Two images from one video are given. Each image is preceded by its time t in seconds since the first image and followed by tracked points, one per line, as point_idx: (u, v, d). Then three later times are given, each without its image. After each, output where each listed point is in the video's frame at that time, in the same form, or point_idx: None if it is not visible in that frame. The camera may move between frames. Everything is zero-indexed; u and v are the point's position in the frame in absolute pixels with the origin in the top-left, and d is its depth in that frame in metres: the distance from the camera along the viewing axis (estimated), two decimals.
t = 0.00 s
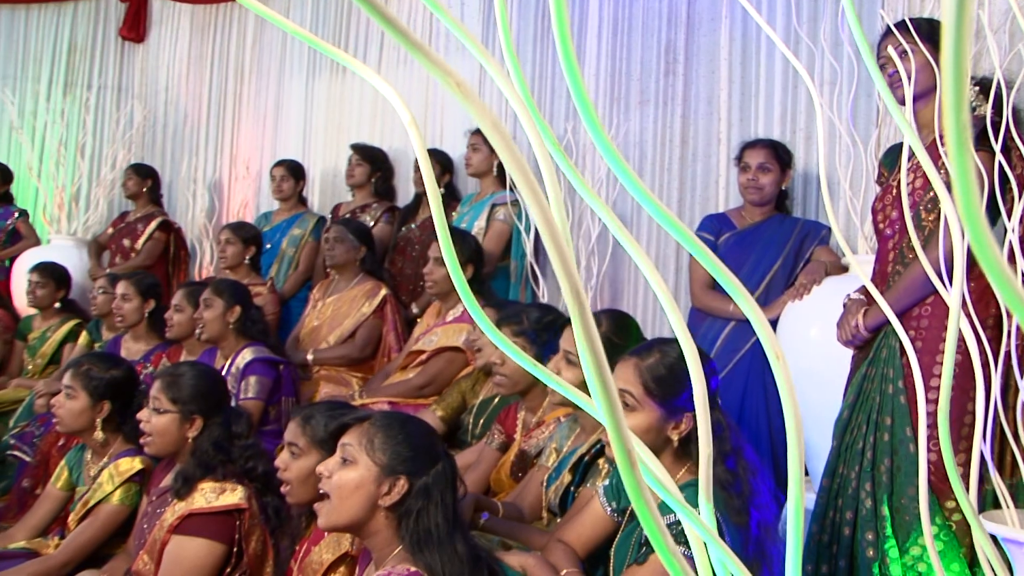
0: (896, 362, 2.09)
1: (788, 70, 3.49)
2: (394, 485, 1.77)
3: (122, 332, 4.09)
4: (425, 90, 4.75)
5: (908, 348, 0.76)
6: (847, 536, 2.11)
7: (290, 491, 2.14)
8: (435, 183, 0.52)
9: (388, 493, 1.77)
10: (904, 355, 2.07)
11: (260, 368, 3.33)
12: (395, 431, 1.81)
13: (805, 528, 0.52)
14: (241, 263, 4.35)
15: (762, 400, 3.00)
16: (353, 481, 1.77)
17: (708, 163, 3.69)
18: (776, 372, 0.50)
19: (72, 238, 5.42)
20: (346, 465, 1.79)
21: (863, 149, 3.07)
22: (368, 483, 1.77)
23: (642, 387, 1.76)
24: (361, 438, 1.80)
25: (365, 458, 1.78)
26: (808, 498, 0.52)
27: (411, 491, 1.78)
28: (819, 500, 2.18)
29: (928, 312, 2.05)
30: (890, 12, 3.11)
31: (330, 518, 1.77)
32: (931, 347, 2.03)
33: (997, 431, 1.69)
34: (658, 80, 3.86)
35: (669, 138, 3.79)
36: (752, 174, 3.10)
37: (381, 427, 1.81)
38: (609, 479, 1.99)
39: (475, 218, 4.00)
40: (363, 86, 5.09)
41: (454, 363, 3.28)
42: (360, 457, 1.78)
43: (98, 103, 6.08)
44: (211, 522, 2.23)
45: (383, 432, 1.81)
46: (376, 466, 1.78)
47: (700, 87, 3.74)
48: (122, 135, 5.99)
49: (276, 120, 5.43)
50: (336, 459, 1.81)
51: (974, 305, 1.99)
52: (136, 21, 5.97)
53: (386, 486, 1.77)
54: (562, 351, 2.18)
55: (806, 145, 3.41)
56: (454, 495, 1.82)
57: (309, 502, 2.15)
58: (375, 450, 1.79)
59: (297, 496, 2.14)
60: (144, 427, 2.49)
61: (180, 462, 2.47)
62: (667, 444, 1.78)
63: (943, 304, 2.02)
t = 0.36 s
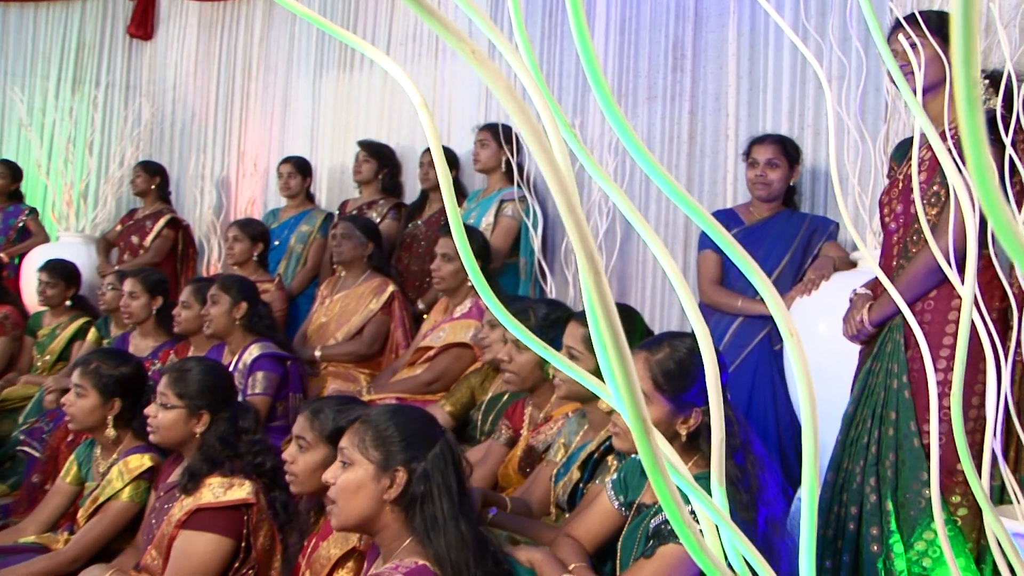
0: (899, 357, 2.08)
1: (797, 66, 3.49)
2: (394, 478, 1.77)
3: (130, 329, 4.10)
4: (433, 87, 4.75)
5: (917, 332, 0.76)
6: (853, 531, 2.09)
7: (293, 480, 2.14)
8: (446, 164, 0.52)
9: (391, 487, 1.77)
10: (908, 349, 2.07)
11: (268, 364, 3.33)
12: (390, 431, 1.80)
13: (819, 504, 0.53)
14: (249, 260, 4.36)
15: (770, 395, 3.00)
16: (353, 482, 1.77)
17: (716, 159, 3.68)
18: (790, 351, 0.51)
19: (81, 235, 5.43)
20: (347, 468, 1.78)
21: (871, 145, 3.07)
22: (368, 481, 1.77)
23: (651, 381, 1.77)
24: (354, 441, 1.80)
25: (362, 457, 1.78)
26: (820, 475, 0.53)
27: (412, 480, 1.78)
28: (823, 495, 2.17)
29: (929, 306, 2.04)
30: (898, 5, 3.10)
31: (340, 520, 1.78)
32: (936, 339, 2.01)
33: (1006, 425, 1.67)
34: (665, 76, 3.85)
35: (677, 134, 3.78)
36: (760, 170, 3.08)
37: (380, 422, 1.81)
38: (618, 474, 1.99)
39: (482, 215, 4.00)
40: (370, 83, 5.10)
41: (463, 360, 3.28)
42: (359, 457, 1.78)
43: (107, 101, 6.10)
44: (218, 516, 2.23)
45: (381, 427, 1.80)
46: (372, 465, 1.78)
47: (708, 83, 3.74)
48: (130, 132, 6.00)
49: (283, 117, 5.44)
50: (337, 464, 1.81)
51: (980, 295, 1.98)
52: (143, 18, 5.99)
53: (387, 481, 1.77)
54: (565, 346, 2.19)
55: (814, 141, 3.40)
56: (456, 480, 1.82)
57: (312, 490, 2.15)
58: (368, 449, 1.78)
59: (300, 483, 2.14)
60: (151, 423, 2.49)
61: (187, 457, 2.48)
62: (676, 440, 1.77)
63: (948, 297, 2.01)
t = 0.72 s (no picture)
0: (913, 354, 2.05)
1: (807, 63, 3.48)
2: (403, 473, 1.78)
3: (141, 326, 4.12)
4: (442, 84, 4.75)
5: (932, 326, 0.76)
6: (865, 530, 2.06)
7: (303, 471, 2.15)
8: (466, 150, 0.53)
9: (399, 482, 1.78)
10: (920, 345, 2.04)
11: (278, 360, 3.34)
12: (400, 425, 1.81)
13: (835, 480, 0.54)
14: (259, 257, 4.38)
15: (780, 392, 3.00)
16: (363, 473, 1.77)
17: (726, 156, 3.67)
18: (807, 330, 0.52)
19: (91, 233, 5.46)
20: (357, 461, 1.79)
21: (881, 141, 3.07)
22: (378, 475, 1.77)
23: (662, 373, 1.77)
24: (364, 434, 1.80)
25: (373, 450, 1.79)
26: (838, 453, 0.55)
27: (422, 476, 1.78)
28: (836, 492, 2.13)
29: (943, 304, 2.03)
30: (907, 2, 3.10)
31: (347, 508, 1.79)
32: (949, 335, 2.00)
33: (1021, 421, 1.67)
34: (675, 73, 3.85)
35: (687, 131, 3.78)
36: (769, 168, 3.08)
37: (391, 417, 1.81)
38: (629, 469, 2.00)
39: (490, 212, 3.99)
40: (380, 81, 5.11)
41: (472, 356, 3.30)
42: (369, 450, 1.79)
43: (118, 99, 6.13)
44: (229, 511, 2.24)
45: (390, 421, 1.81)
46: (383, 458, 1.78)
47: (718, 81, 3.73)
48: (141, 130, 6.01)
49: (293, 114, 5.46)
50: (347, 455, 1.82)
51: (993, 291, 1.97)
52: (154, 17, 6.01)
53: (396, 475, 1.77)
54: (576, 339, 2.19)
55: (825, 137, 3.40)
56: (465, 475, 1.82)
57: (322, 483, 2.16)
58: (380, 442, 1.79)
59: (309, 475, 2.15)
60: (164, 418, 2.49)
61: (198, 452, 2.49)
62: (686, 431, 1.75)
63: (961, 293, 2.00)
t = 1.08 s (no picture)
0: (929, 349, 2.03)
1: (819, 60, 3.47)
2: (409, 466, 1.79)
3: (153, 322, 4.14)
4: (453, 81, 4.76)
5: (949, 316, 0.76)
6: (880, 527, 2.04)
7: (317, 467, 2.15)
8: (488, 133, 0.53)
9: (405, 475, 1.79)
10: (937, 340, 2.02)
11: (290, 357, 3.35)
12: (409, 419, 1.82)
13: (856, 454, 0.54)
14: (271, 253, 4.39)
15: (792, 387, 2.99)
16: (370, 466, 1.79)
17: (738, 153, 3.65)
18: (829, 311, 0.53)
19: (104, 230, 5.48)
20: (366, 453, 1.81)
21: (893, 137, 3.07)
22: (383, 468, 1.79)
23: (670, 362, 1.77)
24: (374, 427, 1.82)
25: (380, 443, 1.81)
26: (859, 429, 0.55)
27: (426, 468, 1.79)
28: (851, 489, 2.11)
29: (961, 298, 2.02)
30: None
31: (357, 503, 1.80)
32: (968, 330, 1.98)
33: None
34: (686, 70, 3.84)
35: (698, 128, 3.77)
36: (783, 163, 3.07)
37: (402, 410, 1.83)
38: (642, 464, 2.00)
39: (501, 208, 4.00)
40: (391, 79, 5.12)
41: (484, 352, 3.30)
42: (377, 442, 1.81)
43: (130, 97, 6.15)
44: (241, 506, 2.25)
45: (399, 413, 1.83)
46: (388, 450, 1.80)
47: (729, 77, 3.72)
48: (152, 128, 6.03)
49: (304, 112, 5.47)
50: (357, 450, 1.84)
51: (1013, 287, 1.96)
52: (166, 14, 6.03)
53: (401, 467, 1.79)
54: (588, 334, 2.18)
55: (837, 133, 3.39)
56: (473, 472, 1.80)
57: (335, 478, 2.16)
58: (386, 435, 1.81)
59: (323, 471, 2.15)
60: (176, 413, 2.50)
61: (210, 447, 2.50)
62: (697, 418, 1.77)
63: (980, 288, 1.99)
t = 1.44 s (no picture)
0: (947, 344, 1.99)
1: (831, 55, 3.46)
2: (422, 460, 1.78)
3: (166, 319, 4.15)
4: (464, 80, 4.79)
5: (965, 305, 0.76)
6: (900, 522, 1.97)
7: (325, 461, 2.16)
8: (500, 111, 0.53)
9: (419, 469, 1.78)
10: (955, 334, 1.99)
11: (302, 354, 3.36)
12: (424, 413, 1.81)
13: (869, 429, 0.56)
14: (282, 251, 4.41)
15: (805, 381, 2.98)
16: (383, 461, 1.78)
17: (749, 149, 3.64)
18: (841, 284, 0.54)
19: (116, 228, 5.51)
20: (379, 448, 1.80)
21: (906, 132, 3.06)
22: (397, 462, 1.78)
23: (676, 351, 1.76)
24: (386, 420, 1.81)
25: (393, 437, 1.80)
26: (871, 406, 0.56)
27: (440, 462, 1.78)
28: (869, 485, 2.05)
29: (980, 292, 2.00)
30: None
31: (369, 496, 1.80)
32: (985, 326, 1.97)
33: None
34: (697, 66, 3.83)
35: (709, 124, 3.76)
36: (796, 158, 3.06)
37: (415, 404, 1.82)
38: (653, 459, 1.99)
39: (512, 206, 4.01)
40: (401, 77, 5.13)
41: (495, 348, 3.30)
42: (388, 437, 1.80)
43: (142, 96, 6.18)
44: (253, 501, 2.26)
45: (411, 407, 1.82)
46: (401, 445, 1.79)
47: (740, 73, 3.71)
48: (164, 126, 6.06)
49: (316, 110, 5.48)
50: (370, 444, 1.83)
51: None
52: (178, 14, 6.05)
53: (415, 462, 1.78)
54: (599, 327, 2.19)
55: (849, 129, 3.37)
56: (485, 466, 1.81)
57: (345, 473, 2.16)
58: (399, 429, 1.80)
59: (332, 465, 2.15)
60: (187, 407, 2.51)
61: (222, 442, 2.51)
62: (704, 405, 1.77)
63: (998, 283, 1.97)
